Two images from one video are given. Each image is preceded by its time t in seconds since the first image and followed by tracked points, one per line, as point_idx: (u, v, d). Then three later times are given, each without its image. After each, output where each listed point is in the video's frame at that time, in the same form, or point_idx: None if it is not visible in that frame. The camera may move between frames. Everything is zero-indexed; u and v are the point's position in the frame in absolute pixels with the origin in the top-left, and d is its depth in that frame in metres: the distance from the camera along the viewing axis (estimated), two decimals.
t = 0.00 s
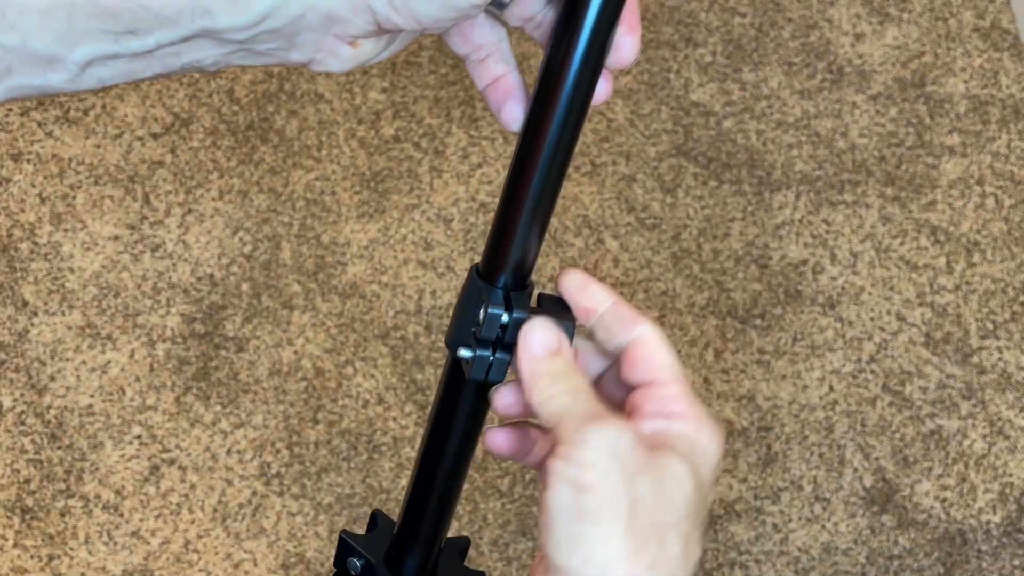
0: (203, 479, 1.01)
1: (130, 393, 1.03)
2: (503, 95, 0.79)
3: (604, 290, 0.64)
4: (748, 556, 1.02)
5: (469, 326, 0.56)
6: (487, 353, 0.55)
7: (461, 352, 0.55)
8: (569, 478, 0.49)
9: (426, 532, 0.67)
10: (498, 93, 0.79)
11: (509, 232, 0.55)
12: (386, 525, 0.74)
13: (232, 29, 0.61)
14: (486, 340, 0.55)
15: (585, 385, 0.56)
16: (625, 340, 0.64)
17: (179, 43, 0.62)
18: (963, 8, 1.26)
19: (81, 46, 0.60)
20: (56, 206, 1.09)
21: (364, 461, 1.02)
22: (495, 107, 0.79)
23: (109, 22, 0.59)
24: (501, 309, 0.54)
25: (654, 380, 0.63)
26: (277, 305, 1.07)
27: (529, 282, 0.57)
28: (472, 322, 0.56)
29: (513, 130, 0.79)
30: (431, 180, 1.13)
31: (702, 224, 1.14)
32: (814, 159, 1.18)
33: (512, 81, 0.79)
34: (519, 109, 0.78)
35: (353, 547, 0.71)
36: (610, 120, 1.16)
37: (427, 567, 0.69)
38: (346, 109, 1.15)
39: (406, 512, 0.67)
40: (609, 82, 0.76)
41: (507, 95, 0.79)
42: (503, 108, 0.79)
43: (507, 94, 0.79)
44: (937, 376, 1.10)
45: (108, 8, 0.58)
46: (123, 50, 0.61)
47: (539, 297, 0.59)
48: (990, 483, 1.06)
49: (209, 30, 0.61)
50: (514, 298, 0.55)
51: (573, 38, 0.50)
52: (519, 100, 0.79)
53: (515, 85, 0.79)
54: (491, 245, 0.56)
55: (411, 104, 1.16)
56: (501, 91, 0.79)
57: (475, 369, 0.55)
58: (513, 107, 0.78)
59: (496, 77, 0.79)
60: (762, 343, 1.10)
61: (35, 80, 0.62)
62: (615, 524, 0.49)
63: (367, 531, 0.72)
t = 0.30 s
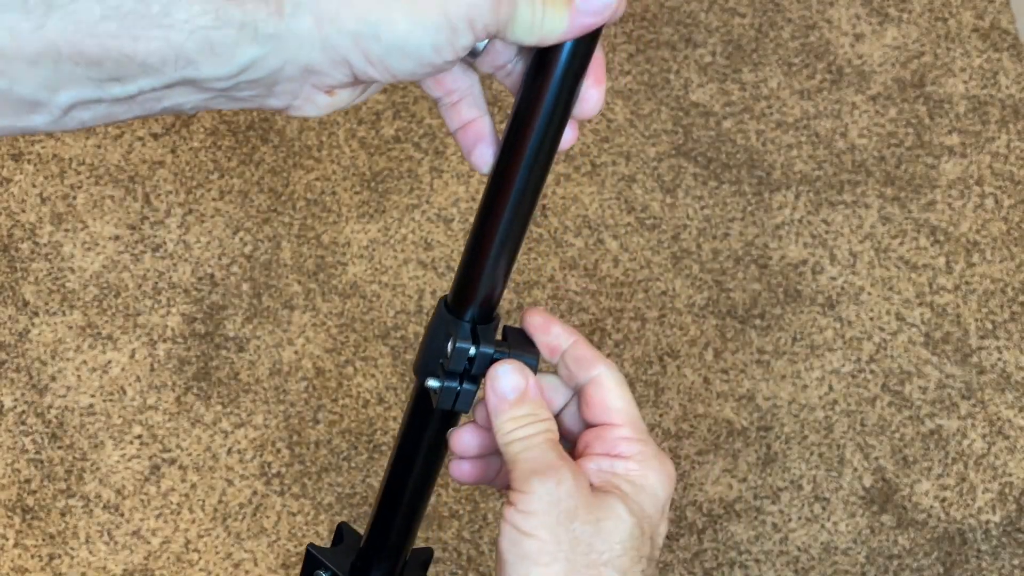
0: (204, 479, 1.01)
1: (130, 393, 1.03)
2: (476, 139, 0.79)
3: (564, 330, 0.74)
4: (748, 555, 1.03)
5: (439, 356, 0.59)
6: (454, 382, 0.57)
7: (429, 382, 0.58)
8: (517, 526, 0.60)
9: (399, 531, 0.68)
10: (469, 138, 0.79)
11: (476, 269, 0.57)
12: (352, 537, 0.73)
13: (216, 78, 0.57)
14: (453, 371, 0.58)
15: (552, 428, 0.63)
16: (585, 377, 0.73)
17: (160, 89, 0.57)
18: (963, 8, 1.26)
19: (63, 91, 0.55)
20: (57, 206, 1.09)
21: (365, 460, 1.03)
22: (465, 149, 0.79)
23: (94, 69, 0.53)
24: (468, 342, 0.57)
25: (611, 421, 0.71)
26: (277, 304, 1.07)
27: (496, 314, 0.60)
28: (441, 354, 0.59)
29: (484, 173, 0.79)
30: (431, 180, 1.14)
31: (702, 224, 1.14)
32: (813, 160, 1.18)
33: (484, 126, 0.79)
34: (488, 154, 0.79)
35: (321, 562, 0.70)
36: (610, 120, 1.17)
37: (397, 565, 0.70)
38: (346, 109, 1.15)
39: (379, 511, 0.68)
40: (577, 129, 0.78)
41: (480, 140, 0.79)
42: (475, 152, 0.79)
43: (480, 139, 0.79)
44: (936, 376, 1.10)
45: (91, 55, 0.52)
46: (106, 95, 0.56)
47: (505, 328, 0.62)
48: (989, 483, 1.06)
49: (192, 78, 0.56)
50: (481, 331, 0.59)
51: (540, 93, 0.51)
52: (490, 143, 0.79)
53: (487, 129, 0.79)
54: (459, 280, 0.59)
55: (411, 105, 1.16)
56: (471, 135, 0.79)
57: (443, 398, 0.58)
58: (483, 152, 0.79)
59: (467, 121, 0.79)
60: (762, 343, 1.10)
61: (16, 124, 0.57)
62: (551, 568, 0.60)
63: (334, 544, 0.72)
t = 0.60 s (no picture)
0: (204, 478, 1.01)
1: (130, 393, 1.03)
2: (468, 166, 0.79)
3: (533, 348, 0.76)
4: (747, 555, 1.03)
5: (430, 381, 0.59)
6: (444, 407, 0.57)
7: (420, 406, 0.58)
8: (504, 516, 0.63)
9: (393, 534, 0.67)
10: (461, 164, 0.79)
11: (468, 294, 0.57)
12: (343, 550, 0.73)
13: (202, 105, 0.54)
14: (444, 397, 0.57)
15: (549, 417, 0.63)
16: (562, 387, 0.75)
17: (146, 114, 0.55)
18: (962, 8, 1.27)
19: (47, 115, 0.53)
20: (58, 206, 1.10)
21: (365, 460, 1.03)
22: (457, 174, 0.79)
23: (81, 96, 0.52)
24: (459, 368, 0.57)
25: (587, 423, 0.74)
26: (277, 304, 1.07)
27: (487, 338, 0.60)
28: (432, 379, 0.59)
29: (476, 199, 0.79)
30: (431, 180, 1.14)
31: (702, 224, 1.14)
32: (813, 160, 1.18)
33: (477, 152, 0.79)
34: (482, 180, 0.79)
35: None
36: (610, 121, 1.17)
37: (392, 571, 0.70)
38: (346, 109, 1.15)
39: (374, 515, 0.68)
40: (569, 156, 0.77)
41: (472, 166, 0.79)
42: (468, 178, 0.79)
43: (472, 165, 0.79)
44: (935, 376, 1.10)
45: (77, 82, 0.51)
46: (91, 120, 0.54)
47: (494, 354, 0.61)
48: (988, 482, 1.06)
49: (177, 106, 0.54)
50: (472, 356, 0.58)
51: (530, 124, 0.52)
52: (482, 169, 0.79)
53: (479, 154, 0.79)
54: (451, 305, 0.58)
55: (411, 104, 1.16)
56: (463, 161, 0.79)
57: (433, 423, 0.58)
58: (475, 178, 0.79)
59: (460, 147, 0.79)
60: (762, 342, 1.10)
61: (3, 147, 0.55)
62: (531, 560, 0.63)
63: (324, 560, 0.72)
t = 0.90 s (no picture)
0: (205, 478, 1.01)
1: (131, 393, 1.04)
2: (482, 194, 0.76)
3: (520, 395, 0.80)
4: (747, 554, 1.03)
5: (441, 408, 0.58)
6: (453, 433, 0.56)
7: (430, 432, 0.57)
8: (576, 449, 0.65)
9: (403, 544, 0.66)
10: (474, 189, 0.76)
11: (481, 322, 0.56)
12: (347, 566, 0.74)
13: (218, 131, 0.52)
14: (454, 424, 0.56)
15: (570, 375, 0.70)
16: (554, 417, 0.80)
17: (161, 138, 0.52)
18: (961, 9, 1.27)
19: (63, 137, 0.49)
20: (59, 206, 1.10)
21: (365, 460, 1.03)
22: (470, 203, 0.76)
23: (96, 120, 0.49)
24: (470, 397, 0.56)
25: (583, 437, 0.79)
26: (278, 304, 1.08)
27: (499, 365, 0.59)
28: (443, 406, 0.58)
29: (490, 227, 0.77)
30: (431, 180, 1.14)
31: (701, 224, 1.14)
32: (812, 160, 1.18)
33: (491, 179, 0.76)
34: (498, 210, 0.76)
35: None
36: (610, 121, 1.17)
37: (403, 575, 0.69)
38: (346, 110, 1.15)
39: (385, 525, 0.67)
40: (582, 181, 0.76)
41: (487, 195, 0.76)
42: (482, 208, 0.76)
43: (486, 193, 0.76)
44: (934, 376, 1.10)
45: (95, 108, 0.48)
46: (106, 142, 0.51)
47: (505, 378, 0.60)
48: (988, 482, 1.06)
49: (193, 131, 0.51)
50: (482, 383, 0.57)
51: (544, 155, 0.51)
52: (496, 197, 0.76)
53: (494, 181, 0.76)
54: (462, 329, 0.58)
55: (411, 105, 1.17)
56: (478, 189, 0.75)
57: (442, 449, 0.56)
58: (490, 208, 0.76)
59: (473, 175, 0.75)
60: (762, 342, 1.10)
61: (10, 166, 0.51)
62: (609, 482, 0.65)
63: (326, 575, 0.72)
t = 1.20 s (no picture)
0: (205, 477, 1.01)
1: (131, 393, 1.04)
2: (481, 170, 0.77)
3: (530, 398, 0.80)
4: (746, 554, 1.03)
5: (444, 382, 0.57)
6: (460, 404, 0.55)
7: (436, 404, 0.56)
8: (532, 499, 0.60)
9: (402, 531, 0.66)
10: (475, 166, 0.77)
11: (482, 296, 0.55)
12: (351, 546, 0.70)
13: (234, 108, 0.53)
14: (460, 395, 0.55)
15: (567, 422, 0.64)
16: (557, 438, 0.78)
17: (179, 115, 0.54)
18: (961, 9, 1.27)
19: (85, 115, 0.51)
20: (59, 206, 1.10)
21: (365, 459, 1.03)
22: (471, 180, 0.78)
23: (118, 97, 0.51)
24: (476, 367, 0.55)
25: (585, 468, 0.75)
26: (278, 304, 1.08)
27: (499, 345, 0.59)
28: (447, 379, 0.57)
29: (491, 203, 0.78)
30: (431, 180, 1.14)
31: (701, 224, 1.14)
32: (812, 160, 1.19)
33: (491, 156, 0.77)
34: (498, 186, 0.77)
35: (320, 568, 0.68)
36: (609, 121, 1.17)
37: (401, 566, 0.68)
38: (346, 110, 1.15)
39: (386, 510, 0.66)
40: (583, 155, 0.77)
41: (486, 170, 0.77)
42: (482, 183, 0.77)
43: (486, 169, 0.77)
44: (934, 376, 1.10)
45: (117, 85, 0.50)
46: (127, 121, 0.53)
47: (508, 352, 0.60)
48: (988, 482, 1.06)
49: (209, 108, 0.53)
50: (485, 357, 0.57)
51: (545, 129, 0.50)
52: (497, 173, 0.77)
53: (494, 158, 0.77)
54: (463, 306, 0.57)
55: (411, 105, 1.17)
56: (478, 165, 0.77)
57: (449, 420, 0.55)
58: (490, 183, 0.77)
59: (474, 152, 0.76)
60: (762, 342, 1.10)
61: (36, 146, 0.54)
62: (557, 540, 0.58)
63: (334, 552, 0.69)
